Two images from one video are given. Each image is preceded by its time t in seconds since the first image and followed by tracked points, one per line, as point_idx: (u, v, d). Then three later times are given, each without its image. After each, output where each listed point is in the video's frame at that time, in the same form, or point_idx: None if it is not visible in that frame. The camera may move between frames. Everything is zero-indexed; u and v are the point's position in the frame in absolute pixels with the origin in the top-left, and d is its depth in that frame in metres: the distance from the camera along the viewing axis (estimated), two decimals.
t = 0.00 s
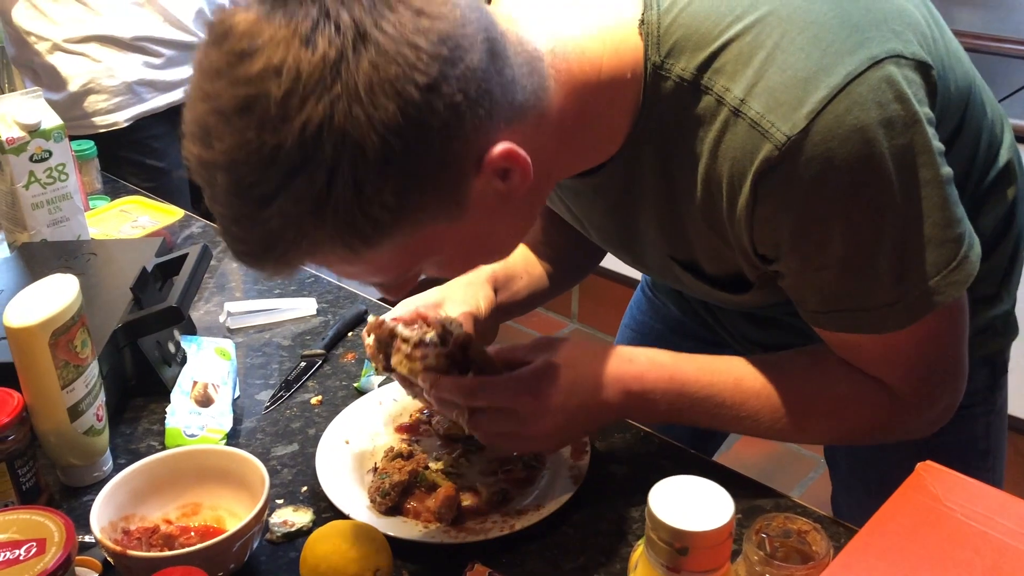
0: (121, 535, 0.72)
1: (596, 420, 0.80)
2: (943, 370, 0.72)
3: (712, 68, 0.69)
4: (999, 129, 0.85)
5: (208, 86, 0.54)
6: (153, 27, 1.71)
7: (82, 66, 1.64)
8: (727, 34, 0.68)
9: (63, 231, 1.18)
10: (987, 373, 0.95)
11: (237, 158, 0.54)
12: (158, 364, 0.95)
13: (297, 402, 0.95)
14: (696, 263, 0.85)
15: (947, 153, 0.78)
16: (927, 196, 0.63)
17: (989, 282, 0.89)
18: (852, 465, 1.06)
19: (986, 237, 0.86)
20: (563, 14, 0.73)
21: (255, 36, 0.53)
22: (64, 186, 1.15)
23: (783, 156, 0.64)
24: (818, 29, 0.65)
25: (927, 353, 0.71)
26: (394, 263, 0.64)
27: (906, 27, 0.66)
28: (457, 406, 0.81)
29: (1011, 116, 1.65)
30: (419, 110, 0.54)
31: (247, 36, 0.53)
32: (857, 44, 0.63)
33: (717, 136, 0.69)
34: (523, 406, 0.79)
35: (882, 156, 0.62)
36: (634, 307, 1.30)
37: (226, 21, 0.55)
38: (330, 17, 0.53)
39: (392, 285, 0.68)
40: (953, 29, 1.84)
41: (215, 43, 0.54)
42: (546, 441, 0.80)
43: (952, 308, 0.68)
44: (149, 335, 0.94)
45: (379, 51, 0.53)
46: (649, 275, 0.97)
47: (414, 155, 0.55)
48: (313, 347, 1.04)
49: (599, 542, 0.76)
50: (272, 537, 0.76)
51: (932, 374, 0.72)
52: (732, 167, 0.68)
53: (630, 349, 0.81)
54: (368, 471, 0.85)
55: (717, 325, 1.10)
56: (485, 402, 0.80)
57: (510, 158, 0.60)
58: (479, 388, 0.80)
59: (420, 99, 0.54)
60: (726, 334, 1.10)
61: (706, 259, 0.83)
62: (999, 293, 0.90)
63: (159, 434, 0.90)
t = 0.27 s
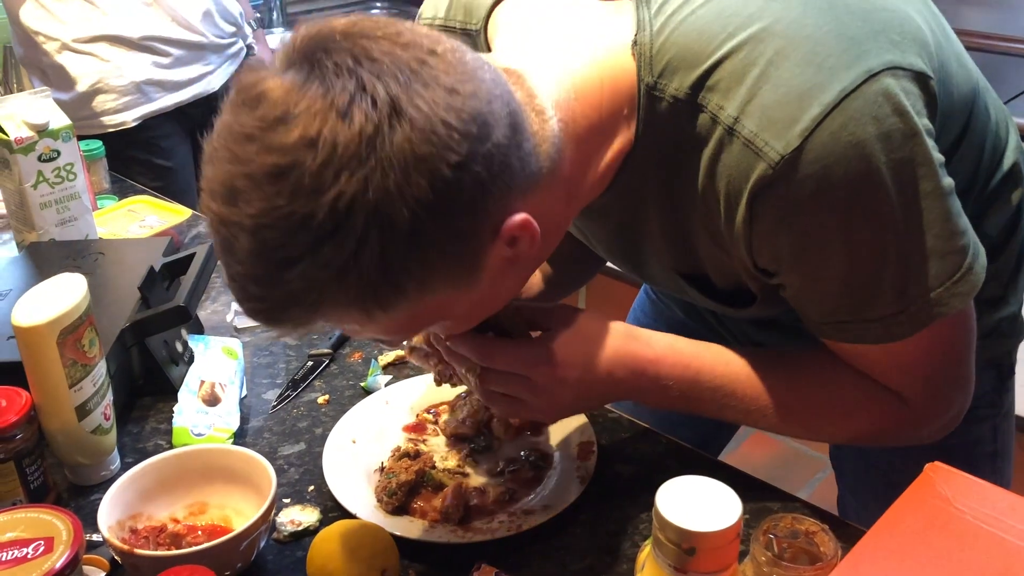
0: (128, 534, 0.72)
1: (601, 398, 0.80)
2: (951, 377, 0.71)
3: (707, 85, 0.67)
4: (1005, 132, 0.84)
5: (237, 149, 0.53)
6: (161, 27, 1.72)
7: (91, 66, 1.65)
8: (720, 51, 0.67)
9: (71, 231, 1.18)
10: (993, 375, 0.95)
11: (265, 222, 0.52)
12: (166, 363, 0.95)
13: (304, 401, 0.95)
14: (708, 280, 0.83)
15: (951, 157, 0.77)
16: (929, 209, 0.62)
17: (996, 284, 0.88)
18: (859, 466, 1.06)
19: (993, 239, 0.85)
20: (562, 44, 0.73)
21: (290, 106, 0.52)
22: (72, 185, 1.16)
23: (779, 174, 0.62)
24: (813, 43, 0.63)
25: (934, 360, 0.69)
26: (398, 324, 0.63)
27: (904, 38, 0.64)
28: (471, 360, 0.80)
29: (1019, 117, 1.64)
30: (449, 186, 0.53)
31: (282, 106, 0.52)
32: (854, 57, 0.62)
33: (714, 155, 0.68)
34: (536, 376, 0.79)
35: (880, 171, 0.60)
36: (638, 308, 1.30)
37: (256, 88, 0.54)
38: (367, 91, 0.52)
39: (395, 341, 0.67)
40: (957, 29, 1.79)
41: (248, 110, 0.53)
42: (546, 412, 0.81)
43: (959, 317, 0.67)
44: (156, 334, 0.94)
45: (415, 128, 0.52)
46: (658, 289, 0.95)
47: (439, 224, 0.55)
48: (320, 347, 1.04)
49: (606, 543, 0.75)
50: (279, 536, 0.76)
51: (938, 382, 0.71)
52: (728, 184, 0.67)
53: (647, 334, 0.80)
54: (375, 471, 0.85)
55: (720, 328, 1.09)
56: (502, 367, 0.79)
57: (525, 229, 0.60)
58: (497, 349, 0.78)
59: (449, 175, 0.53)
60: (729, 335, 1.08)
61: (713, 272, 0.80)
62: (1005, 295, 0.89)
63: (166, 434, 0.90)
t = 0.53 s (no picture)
0: (131, 532, 0.72)
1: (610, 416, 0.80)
2: (958, 378, 0.71)
3: (712, 93, 0.67)
4: (1007, 131, 0.83)
5: (233, 166, 0.53)
6: (164, 25, 1.72)
7: (95, 64, 1.65)
8: (725, 59, 0.66)
9: (74, 229, 1.18)
10: (995, 376, 0.94)
11: (263, 240, 0.53)
12: (168, 362, 0.95)
13: (307, 400, 0.95)
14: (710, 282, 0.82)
15: (954, 158, 0.77)
16: (936, 215, 0.62)
17: (999, 284, 0.88)
18: (861, 467, 1.06)
19: (995, 240, 0.85)
20: (561, 50, 0.73)
21: (285, 123, 0.52)
22: (76, 183, 1.16)
23: (789, 182, 0.62)
24: (819, 50, 0.62)
25: (941, 362, 0.69)
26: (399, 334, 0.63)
27: (909, 42, 0.64)
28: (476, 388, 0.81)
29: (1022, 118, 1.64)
30: (447, 201, 0.54)
31: (277, 123, 0.52)
32: (860, 63, 0.61)
33: (721, 162, 0.67)
34: (542, 399, 0.79)
35: (889, 176, 0.60)
36: (638, 310, 1.30)
37: (251, 103, 0.55)
38: (362, 105, 0.52)
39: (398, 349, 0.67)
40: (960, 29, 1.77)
41: (243, 126, 0.54)
42: (555, 432, 0.80)
43: (967, 321, 0.67)
44: (159, 333, 0.94)
45: (411, 142, 0.52)
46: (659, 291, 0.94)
47: (439, 234, 0.55)
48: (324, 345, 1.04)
49: (609, 542, 0.75)
50: (282, 535, 0.76)
51: (946, 383, 0.71)
52: (736, 192, 0.67)
53: (650, 355, 0.80)
54: (378, 469, 0.85)
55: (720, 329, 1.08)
56: (507, 391, 0.80)
57: (526, 238, 0.59)
58: (500, 374, 0.80)
59: (447, 190, 0.53)
60: (728, 335, 1.08)
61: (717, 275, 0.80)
62: (1007, 295, 0.89)
63: (169, 432, 0.90)
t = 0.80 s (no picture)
0: (130, 530, 0.72)
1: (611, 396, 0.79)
2: (958, 370, 0.70)
3: (717, 81, 0.67)
4: (1011, 129, 0.83)
5: (233, 147, 0.53)
6: (166, 23, 1.72)
7: (96, 62, 1.64)
8: (731, 47, 0.66)
9: (74, 227, 1.18)
10: (996, 376, 0.94)
11: (263, 221, 0.52)
12: (168, 360, 0.94)
13: (307, 398, 0.95)
14: (713, 276, 0.82)
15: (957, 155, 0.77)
16: (940, 204, 0.61)
17: (1001, 283, 0.87)
18: (863, 467, 1.05)
19: (998, 238, 0.84)
20: (564, 39, 0.72)
21: (288, 104, 0.52)
22: (76, 181, 1.15)
23: (793, 172, 0.62)
24: (825, 40, 0.62)
25: (941, 355, 0.69)
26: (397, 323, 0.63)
27: (914, 33, 0.64)
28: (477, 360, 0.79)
29: None
30: (448, 187, 0.54)
31: (280, 104, 0.52)
32: (866, 53, 0.61)
33: (724, 150, 0.67)
34: (545, 375, 0.77)
35: (893, 166, 0.60)
36: (639, 308, 1.29)
37: (254, 84, 0.54)
38: (365, 88, 0.52)
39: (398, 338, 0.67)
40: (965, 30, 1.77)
41: (245, 107, 0.53)
42: (555, 411, 0.79)
43: (962, 315, 0.66)
44: (160, 331, 0.94)
45: (414, 126, 0.52)
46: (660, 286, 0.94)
47: (440, 219, 0.55)
48: (324, 343, 1.03)
49: (610, 541, 0.75)
50: (282, 533, 0.76)
51: (945, 375, 0.70)
52: (738, 181, 0.66)
53: (651, 338, 0.79)
54: (379, 468, 0.85)
55: (723, 327, 1.08)
56: (508, 364, 0.78)
57: (527, 228, 0.59)
58: (502, 347, 0.78)
59: (449, 176, 0.53)
60: (730, 333, 1.08)
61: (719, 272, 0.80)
62: (1010, 294, 0.88)
63: (169, 430, 0.90)
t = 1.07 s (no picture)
0: (127, 529, 0.72)
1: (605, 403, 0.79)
2: (952, 375, 0.71)
3: (710, 88, 0.67)
4: (1007, 132, 0.83)
5: (227, 187, 0.53)
6: (165, 22, 1.72)
7: (95, 62, 1.64)
8: (724, 54, 0.66)
9: (72, 226, 1.18)
10: (993, 379, 0.94)
11: (255, 261, 0.54)
12: (166, 359, 0.94)
13: (305, 398, 0.95)
14: (708, 280, 0.82)
15: (953, 159, 0.77)
16: (933, 211, 0.62)
17: (997, 286, 0.87)
18: (859, 470, 1.05)
19: (994, 241, 0.84)
20: (559, 43, 0.72)
21: (276, 149, 0.52)
22: (74, 180, 1.15)
23: (785, 179, 0.62)
24: (818, 46, 0.62)
25: (936, 361, 0.69)
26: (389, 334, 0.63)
27: (908, 39, 0.64)
28: (474, 362, 0.79)
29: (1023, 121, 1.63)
30: (437, 226, 0.54)
31: (269, 148, 0.52)
32: (858, 60, 0.61)
33: (718, 156, 0.67)
34: (541, 381, 0.78)
35: (886, 173, 0.60)
36: (636, 310, 1.30)
37: (246, 121, 0.54)
38: (354, 130, 0.51)
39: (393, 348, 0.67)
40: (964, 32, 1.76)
41: (236, 147, 0.54)
42: (548, 416, 0.80)
43: (959, 320, 0.66)
44: (157, 330, 0.94)
45: (402, 169, 0.51)
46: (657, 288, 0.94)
47: (432, 252, 0.55)
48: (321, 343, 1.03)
49: (607, 542, 0.75)
50: (279, 532, 0.76)
51: (940, 380, 0.71)
52: (732, 188, 0.66)
53: (643, 344, 0.79)
54: (376, 468, 0.85)
55: (720, 330, 1.08)
56: (506, 370, 0.78)
57: (518, 250, 0.60)
58: (499, 350, 0.78)
59: (437, 213, 0.54)
60: (727, 336, 1.08)
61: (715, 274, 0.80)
62: (1006, 297, 0.89)
63: (167, 429, 0.90)
